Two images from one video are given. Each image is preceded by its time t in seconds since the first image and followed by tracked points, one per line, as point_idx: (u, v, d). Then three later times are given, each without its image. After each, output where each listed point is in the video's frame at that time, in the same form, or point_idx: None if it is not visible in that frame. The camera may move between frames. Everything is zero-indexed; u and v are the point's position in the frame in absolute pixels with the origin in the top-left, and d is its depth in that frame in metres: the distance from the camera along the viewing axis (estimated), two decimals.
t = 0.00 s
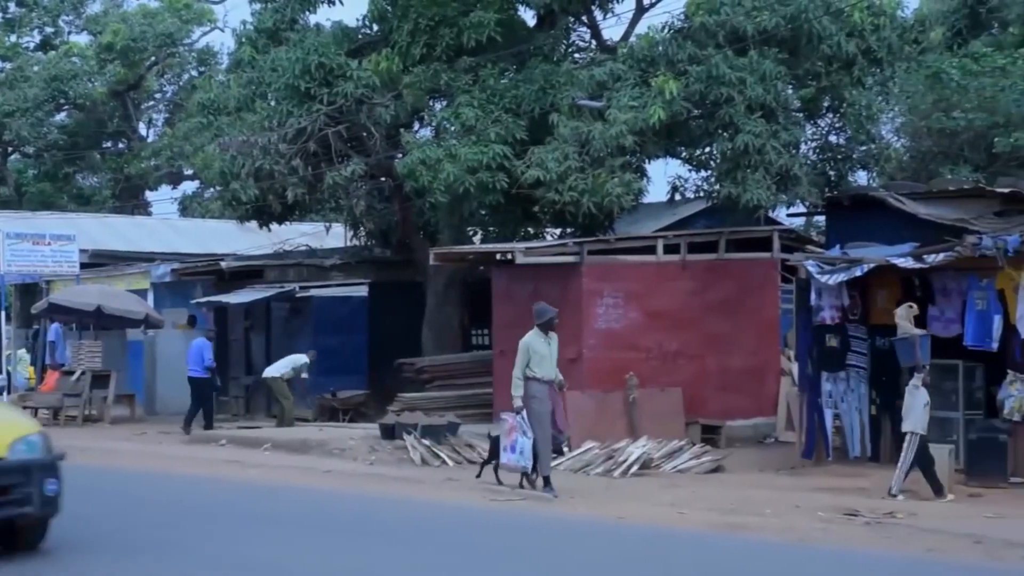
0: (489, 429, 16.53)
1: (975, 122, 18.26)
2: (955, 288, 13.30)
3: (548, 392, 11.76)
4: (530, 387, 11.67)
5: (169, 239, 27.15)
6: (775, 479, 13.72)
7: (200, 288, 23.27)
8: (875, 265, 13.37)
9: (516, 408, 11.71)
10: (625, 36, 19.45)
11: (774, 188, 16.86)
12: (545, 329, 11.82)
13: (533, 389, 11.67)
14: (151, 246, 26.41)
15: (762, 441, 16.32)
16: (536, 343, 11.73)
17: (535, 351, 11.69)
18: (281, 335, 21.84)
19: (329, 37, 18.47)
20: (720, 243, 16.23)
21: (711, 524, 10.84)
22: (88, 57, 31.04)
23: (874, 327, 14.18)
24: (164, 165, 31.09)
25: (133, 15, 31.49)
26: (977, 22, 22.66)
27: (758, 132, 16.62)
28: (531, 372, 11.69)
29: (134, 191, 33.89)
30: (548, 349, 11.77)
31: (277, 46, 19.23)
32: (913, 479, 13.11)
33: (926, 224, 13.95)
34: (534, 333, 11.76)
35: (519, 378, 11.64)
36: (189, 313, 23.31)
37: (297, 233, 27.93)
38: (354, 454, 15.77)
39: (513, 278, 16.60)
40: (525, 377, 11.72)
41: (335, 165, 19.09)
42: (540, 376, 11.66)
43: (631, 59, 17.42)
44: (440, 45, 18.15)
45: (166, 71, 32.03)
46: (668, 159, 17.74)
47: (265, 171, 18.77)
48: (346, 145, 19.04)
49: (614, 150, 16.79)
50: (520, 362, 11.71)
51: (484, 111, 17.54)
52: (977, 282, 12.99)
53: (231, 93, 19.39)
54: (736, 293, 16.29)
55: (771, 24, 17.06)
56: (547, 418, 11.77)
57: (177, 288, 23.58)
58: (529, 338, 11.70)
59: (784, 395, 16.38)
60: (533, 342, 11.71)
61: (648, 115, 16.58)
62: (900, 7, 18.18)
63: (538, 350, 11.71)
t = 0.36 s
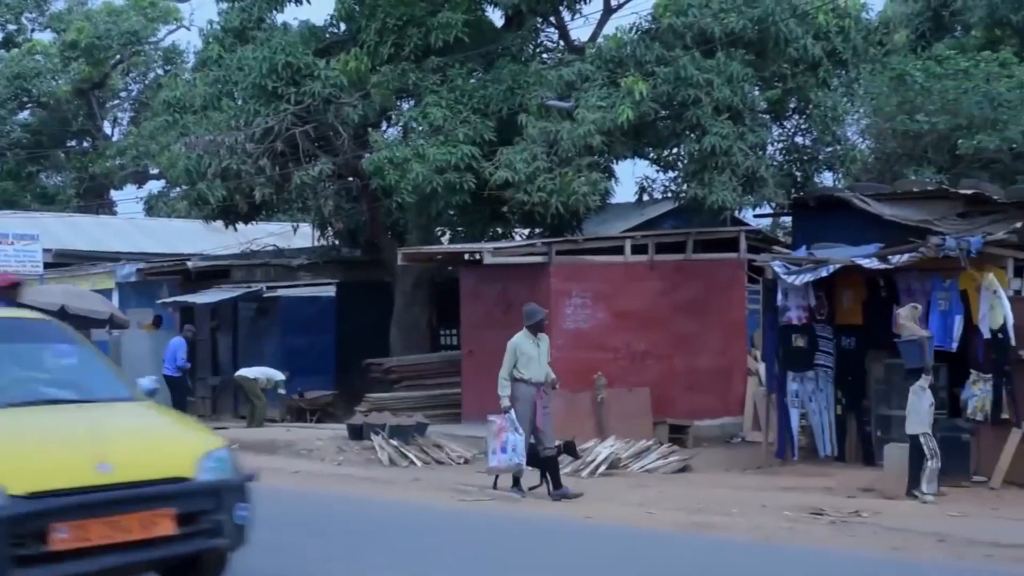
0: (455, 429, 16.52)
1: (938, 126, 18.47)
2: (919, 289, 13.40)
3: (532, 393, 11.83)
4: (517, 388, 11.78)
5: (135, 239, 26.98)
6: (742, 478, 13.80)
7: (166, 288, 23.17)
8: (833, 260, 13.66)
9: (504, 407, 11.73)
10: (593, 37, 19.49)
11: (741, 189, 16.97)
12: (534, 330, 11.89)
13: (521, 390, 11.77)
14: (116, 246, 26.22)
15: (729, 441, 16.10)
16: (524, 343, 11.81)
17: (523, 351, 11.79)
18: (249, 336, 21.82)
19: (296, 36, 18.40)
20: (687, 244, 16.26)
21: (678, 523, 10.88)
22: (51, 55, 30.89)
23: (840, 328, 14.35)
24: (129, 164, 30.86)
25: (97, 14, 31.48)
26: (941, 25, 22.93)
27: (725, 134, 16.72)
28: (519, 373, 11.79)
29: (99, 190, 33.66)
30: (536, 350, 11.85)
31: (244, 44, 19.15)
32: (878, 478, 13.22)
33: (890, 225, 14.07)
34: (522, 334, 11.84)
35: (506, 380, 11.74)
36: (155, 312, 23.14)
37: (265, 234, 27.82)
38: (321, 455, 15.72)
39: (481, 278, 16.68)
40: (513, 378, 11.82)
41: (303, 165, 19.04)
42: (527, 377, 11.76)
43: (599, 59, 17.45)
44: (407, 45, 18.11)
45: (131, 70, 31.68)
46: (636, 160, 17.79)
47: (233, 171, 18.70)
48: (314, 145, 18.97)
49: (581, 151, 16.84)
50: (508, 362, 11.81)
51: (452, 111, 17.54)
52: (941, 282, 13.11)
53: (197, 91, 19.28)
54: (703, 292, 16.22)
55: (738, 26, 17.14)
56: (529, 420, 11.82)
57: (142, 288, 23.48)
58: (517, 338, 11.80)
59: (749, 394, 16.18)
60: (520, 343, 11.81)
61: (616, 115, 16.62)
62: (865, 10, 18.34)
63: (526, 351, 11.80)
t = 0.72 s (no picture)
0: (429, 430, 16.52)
1: (909, 126, 18.57)
2: (890, 289, 13.50)
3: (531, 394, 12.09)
4: (515, 389, 12.01)
5: (106, 238, 26.84)
6: (715, 478, 13.83)
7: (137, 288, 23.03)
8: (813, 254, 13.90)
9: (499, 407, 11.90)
10: (567, 37, 19.52)
11: (714, 190, 17.04)
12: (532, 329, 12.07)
13: (517, 391, 12.03)
14: (87, 245, 26.05)
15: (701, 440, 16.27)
16: (522, 343, 12.01)
17: (520, 351, 11.99)
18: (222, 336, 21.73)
19: (269, 35, 18.33)
20: (661, 244, 16.31)
21: (652, 523, 10.91)
22: (20, 53, 30.19)
23: (812, 328, 14.40)
24: (100, 163, 30.67)
25: (68, 12, 30.97)
26: (911, 27, 23.10)
27: (697, 135, 16.76)
28: (515, 373, 11.99)
29: (69, 190, 33.45)
30: (534, 350, 12.04)
31: (217, 43, 19.07)
32: (850, 477, 13.29)
33: (861, 226, 14.17)
34: (520, 333, 12.03)
35: (503, 379, 11.96)
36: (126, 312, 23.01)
37: (237, 233, 27.74)
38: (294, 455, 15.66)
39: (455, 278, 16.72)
40: (509, 378, 12.03)
41: (276, 165, 18.95)
42: (524, 377, 11.98)
43: (573, 60, 17.48)
44: (381, 45, 18.11)
45: (102, 68, 31.50)
46: (610, 161, 17.78)
47: (205, 170, 18.55)
48: (286, 145, 18.88)
49: (555, 151, 16.85)
50: (505, 363, 12.01)
51: (425, 111, 17.52)
52: (912, 282, 13.16)
53: (168, 90, 19.14)
54: (677, 293, 16.29)
55: (711, 28, 17.19)
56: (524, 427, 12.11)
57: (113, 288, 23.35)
58: (514, 338, 12.00)
59: (722, 395, 16.33)
60: (518, 343, 12.02)
61: (590, 115, 16.64)
62: (837, 11, 18.40)
63: (522, 351, 12.01)
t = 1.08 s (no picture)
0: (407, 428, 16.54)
1: (881, 126, 18.65)
2: (862, 289, 13.57)
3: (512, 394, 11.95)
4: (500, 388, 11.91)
5: (79, 237, 26.70)
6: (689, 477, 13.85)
7: (109, 288, 22.89)
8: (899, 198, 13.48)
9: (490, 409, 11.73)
10: (541, 37, 19.56)
11: (688, 189, 17.09)
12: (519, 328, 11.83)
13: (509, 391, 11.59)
14: (59, 245, 25.89)
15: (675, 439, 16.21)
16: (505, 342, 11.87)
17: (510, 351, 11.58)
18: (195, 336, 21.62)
19: (243, 34, 18.25)
20: (635, 244, 16.34)
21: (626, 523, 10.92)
22: None
23: (785, 328, 14.50)
24: (71, 162, 30.46)
25: (37, 9, 30.74)
26: (883, 29, 23.24)
27: (672, 135, 16.80)
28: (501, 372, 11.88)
29: (40, 189, 33.21)
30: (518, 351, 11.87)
31: (190, 42, 19.00)
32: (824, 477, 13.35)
33: (834, 227, 14.26)
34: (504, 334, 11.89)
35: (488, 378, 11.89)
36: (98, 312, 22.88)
37: (210, 233, 27.64)
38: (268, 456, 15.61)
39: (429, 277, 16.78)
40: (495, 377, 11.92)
41: (250, 164, 18.86)
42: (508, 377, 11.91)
43: (548, 60, 17.51)
44: (356, 45, 18.08)
45: (73, 66, 31.18)
46: (584, 161, 17.78)
47: (178, 169, 18.47)
48: (260, 144, 18.79)
49: (531, 152, 16.86)
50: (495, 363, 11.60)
51: (400, 110, 17.51)
52: (884, 283, 13.21)
53: (141, 89, 19.03)
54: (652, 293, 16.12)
55: (685, 28, 17.22)
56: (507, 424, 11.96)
57: (85, 287, 23.22)
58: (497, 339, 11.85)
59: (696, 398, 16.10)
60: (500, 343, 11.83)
61: (565, 116, 16.64)
62: (810, 12, 18.47)
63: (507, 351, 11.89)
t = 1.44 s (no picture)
0: (382, 430, 16.45)
1: (852, 128, 18.86)
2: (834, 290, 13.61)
3: (496, 395, 11.42)
4: (482, 389, 11.43)
5: (49, 237, 26.54)
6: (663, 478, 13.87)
7: (80, 288, 22.74)
8: (1006, 154, 13.01)
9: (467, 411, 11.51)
10: (514, 38, 19.54)
11: (661, 190, 17.12)
12: (501, 328, 11.49)
13: (487, 392, 11.40)
14: (29, 245, 25.72)
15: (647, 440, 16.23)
16: (489, 343, 11.39)
17: (488, 351, 11.38)
18: (167, 337, 21.46)
19: (214, 33, 18.15)
20: (609, 245, 16.35)
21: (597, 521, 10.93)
22: None
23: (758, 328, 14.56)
24: (40, 161, 30.20)
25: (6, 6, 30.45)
26: (854, 31, 23.37)
27: (645, 135, 16.82)
28: (484, 373, 11.41)
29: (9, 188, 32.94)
30: (503, 350, 11.43)
31: (161, 41, 18.89)
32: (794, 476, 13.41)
33: (805, 227, 14.31)
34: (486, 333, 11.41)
35: (470, 381, 11.42)
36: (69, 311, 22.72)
37: (182, 233, 27.50)
38: (240, 458, 15.51)
39: (402, 279, 16.71)
40: (480, 377, 11.46)
41: (221, 164, 18.80)
42: (491, 378, 11.37)
43: (521, 61, 17.49)
44: (329, 44, 18.00)
45: (43, 65, 31.07)
46: (558, 161, 17.79)
47: (149, 169, 18.33)
48: (233, 143, 18.72)
49: (504, 152, 16.86)
50: (473, 363, 11.40)
51: (372, 110, 17.46)
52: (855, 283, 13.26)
53: (111, 88, 18.90)
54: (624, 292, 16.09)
55: (658, 29, 17.26)
56: (492, 423, 11.40)
57: (54, 287, 23.05)
58: (481, 338, 11.36)
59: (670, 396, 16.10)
60: (485, 343, 11.39)
61: (538, 117, 16.64)
62: (782, 15, 18.51)
63: (490, 351, 11.39)
